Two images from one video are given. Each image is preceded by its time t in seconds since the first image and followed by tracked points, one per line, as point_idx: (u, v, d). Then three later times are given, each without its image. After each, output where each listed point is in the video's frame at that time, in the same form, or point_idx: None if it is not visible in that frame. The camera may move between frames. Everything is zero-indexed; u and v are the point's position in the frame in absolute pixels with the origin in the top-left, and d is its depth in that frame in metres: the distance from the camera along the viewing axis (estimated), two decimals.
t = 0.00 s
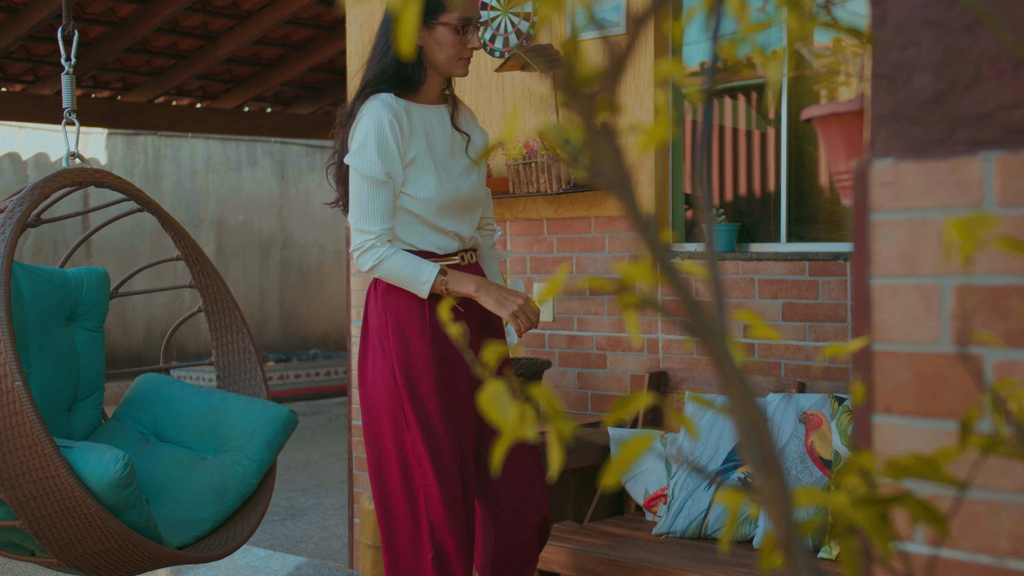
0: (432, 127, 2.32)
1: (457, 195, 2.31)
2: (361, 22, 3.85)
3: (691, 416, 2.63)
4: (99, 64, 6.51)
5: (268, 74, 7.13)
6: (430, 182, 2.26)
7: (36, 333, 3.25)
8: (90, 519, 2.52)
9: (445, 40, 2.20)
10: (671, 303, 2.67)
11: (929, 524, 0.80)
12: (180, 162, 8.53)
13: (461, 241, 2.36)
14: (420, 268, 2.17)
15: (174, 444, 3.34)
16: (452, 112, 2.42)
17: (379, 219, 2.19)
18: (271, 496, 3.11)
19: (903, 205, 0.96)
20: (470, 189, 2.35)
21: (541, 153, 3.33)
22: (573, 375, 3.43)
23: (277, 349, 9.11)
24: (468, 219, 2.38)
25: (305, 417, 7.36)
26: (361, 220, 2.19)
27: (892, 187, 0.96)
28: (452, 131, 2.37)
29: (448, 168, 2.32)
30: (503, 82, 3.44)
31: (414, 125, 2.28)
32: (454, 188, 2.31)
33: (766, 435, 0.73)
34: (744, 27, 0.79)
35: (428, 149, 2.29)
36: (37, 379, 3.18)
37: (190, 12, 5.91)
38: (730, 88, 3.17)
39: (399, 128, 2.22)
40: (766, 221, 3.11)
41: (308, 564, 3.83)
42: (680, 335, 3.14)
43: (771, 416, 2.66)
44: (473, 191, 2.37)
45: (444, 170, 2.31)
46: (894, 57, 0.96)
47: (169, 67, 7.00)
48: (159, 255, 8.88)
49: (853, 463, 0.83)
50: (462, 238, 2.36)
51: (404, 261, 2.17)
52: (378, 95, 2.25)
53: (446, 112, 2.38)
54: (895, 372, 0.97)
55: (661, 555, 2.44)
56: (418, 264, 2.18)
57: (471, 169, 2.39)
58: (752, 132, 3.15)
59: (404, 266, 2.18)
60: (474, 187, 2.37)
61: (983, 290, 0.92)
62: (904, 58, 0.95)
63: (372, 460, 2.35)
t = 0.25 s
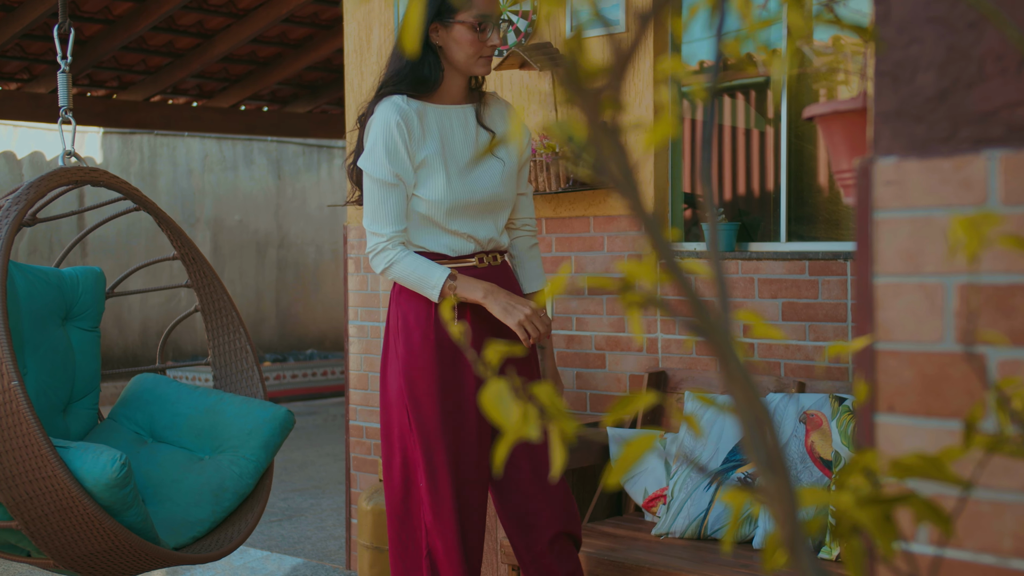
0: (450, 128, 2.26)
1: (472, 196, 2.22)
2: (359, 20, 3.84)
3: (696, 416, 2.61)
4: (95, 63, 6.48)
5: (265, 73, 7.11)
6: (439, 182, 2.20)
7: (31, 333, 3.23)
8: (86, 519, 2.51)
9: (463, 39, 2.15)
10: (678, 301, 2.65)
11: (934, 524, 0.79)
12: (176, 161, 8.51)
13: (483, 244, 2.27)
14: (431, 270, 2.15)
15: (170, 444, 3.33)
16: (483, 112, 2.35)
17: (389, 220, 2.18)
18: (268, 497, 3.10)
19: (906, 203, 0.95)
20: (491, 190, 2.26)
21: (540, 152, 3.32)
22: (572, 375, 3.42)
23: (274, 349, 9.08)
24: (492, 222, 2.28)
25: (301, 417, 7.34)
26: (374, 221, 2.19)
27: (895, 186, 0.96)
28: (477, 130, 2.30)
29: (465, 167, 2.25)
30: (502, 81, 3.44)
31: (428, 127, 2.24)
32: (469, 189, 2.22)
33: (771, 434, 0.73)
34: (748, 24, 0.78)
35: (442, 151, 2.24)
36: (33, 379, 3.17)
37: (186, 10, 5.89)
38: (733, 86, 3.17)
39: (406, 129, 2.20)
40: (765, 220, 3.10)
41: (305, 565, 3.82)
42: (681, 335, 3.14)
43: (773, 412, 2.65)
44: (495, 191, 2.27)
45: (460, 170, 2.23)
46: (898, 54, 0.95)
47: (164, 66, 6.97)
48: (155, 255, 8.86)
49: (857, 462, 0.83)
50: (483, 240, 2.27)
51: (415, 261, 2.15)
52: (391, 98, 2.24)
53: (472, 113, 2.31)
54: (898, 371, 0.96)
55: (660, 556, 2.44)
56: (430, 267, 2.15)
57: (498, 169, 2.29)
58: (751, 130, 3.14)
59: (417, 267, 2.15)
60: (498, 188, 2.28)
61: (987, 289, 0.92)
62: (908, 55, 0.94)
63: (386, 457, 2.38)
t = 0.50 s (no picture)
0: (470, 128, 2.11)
1: (492, 199, 2.06)
2: (356, 18, 3.83)
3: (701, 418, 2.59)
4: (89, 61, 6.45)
5: (260, 72, 7.08)
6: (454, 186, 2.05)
7: (26, 333, 3.22)
8: (82, 520, 2.49)
9: (478, 37, 2.01)
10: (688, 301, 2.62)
11: (938, 523, 0.79)
12: (171, 160, 8.49)
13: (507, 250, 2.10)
14: (442, 277, 2.00)
15: (166, 444, 3.31)
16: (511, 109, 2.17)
17: (403, 225, 2.05)
18: (264, 498, 3.09)
19: (909, 201, 0.95)
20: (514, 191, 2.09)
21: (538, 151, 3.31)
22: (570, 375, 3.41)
23: (269, 349, 9.06)
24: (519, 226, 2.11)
25: (298, 417, 7.32)
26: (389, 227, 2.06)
27: (897, 184, 0.96)
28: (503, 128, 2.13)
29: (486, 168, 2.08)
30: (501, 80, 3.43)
31: (445, 128, 2.10)
32: (487, 192, 2.06)
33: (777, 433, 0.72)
34: (752, 21, 0.77)
35: (460, 152, 2.09)
36: (28, 380, 3.16)
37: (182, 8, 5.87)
38: (733, 84, 3.17)
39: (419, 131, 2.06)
40: (764, 220, 3.10)
41: (301, 566, 3.80)
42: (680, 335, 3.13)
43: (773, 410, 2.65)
44: (519, 194, 2.10)
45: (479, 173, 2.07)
46: (901, 51, 0.95)
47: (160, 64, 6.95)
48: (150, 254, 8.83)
49: (861, 461, 0.82)
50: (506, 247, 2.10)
51: (426, 268, 2.01)
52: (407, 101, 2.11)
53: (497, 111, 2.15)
54: (901, 370, 0.96)
55: (659, 556, 2.43)
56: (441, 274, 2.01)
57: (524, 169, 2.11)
58: (749, 130, 3.14)
59: (427, 272, 2.01)
60: (523, 190, 2.10)
61: (991, 287, 0.91)
62: (911, 52, 0.94)
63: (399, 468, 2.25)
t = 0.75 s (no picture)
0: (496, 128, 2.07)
1: (513, 199, 2.01)
2: (352, 16, 3.82)
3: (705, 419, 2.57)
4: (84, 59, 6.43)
5: (256, 71, 7.06)
6: (474, 185, 2.01)
7: (19, 332, 3.20)
8: (77, 521, 2.48)
9: (491, 38, 1.95)
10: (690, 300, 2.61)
11: (942, 522, 0.78)
12: (166, 159, 8.47)
13: (534, 252, 2.04)
14: (459, 279, 1.98)
15: (160, 445, 3.29)
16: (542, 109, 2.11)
17: (427, 226, 2.05)
18: (260, 499, 3.08)
19: (912, 199, 0.94)
20: (539, 191, 2.02)
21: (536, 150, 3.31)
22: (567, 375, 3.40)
23: (265, 349, 9.04)
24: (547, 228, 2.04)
25: (293, 418, 7.29)
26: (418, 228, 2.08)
27: (899, 181, 0.95)
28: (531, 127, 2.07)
29: (510, 168, 2.03)
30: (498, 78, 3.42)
31: (470, 129, 2.08)
32: (509, 191, 2.01)
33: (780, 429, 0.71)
34: (755, 16, 0.77)
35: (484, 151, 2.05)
36: (21, 380, 3.14)
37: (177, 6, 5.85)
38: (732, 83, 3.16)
39: (441, 133, 2.06)
40: (762, 219, 3.10)
41: (297, 567, 3.79)
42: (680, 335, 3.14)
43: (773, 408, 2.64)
44: (545, 194, 2.02)
45: (502, 172, 2.02)
46: (903, 48, 0.94)
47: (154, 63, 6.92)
48: (144, 254, 8.81)
49: (864, 460, 0.81)
50: (533, 249, 2.03)
51: (445, 269, 2.00)
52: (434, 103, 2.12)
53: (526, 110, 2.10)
54: (904, 369, 0.95)
55: (657, 557, 2.42)
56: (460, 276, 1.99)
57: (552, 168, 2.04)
58: (746, 128, 3.14)
59: (448, 274, 2.00)
60: (550, 189, 2.03)
61: (994, 285, 0.91)
62: (913, 49, 0.94)
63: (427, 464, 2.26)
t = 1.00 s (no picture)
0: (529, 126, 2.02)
1: (536, 200, 1.97)
2: (348, 14, 3.81)
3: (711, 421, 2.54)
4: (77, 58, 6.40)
5: (250, 69, 7.04)
6: (499, 185, 1.99)
7: (12, 332, 3.18)
8: (71, 522, 2.46)
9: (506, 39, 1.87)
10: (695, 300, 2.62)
11: (946, 522, 0.77)
12: (160, 158, 8.44)
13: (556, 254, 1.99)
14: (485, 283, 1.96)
15: (154, 446, 3.27)
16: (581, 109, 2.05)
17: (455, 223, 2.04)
18: (255, 500, 3.07)
19: (914, 196, 0.94)
20: (564, 193, 1.98)
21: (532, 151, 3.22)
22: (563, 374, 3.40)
23: (259, 349, 9.01)
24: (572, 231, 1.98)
25: (287, 418, 7.27)
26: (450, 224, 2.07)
27: (902, 178, 0.94)
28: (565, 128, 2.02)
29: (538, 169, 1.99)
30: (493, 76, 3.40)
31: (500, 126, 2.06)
32: (533, 192, 1.98)
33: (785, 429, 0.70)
34: (758, 11, 0.76)
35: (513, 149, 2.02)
36: (14, 380, 3.12)
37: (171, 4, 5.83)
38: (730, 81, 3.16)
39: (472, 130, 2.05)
40: (760, 218, 3.09)
41: (292, 568, 3.78)
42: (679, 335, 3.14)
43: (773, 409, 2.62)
44: (570, 196, 1.98)
45: (529, 172, 1.99)
46: (906, 45, 0.94)
47: (148, 61, 6.90)
48: (138, 253, 8.78)
49: (868, 459, 0.80)
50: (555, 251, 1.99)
51: (470, 270, 1.98)
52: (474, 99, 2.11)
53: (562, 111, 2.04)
54: (906, 367, 0.95)
55: (654, 557, 2.41)
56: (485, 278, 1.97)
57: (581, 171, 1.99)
58: (743, 127, 3.13)
59: (474, 275, 1.98)
60: (577, 191, 1.98)
61: (996, 283, 0.90)
62: (916, 46, 0.93)
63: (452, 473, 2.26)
